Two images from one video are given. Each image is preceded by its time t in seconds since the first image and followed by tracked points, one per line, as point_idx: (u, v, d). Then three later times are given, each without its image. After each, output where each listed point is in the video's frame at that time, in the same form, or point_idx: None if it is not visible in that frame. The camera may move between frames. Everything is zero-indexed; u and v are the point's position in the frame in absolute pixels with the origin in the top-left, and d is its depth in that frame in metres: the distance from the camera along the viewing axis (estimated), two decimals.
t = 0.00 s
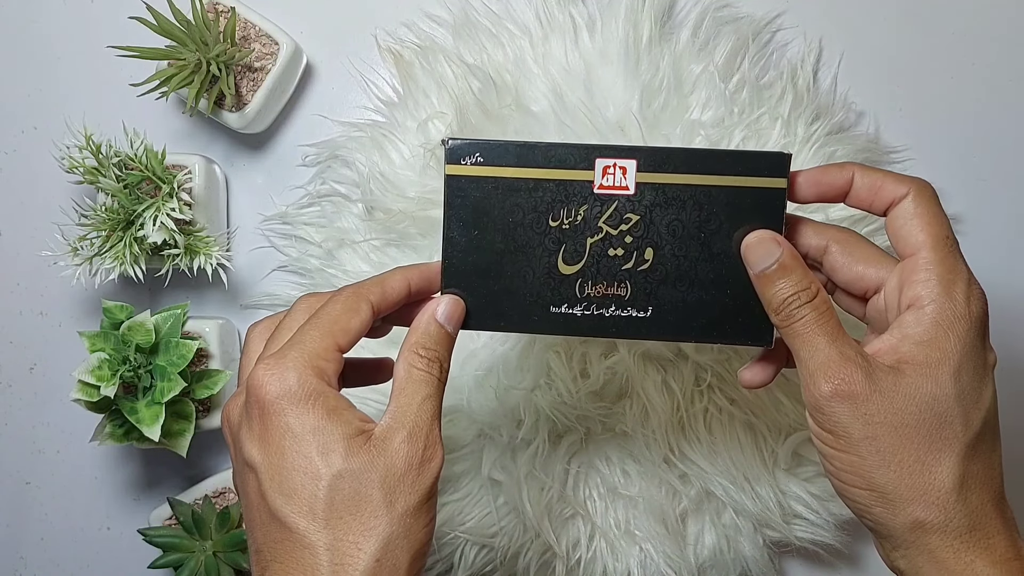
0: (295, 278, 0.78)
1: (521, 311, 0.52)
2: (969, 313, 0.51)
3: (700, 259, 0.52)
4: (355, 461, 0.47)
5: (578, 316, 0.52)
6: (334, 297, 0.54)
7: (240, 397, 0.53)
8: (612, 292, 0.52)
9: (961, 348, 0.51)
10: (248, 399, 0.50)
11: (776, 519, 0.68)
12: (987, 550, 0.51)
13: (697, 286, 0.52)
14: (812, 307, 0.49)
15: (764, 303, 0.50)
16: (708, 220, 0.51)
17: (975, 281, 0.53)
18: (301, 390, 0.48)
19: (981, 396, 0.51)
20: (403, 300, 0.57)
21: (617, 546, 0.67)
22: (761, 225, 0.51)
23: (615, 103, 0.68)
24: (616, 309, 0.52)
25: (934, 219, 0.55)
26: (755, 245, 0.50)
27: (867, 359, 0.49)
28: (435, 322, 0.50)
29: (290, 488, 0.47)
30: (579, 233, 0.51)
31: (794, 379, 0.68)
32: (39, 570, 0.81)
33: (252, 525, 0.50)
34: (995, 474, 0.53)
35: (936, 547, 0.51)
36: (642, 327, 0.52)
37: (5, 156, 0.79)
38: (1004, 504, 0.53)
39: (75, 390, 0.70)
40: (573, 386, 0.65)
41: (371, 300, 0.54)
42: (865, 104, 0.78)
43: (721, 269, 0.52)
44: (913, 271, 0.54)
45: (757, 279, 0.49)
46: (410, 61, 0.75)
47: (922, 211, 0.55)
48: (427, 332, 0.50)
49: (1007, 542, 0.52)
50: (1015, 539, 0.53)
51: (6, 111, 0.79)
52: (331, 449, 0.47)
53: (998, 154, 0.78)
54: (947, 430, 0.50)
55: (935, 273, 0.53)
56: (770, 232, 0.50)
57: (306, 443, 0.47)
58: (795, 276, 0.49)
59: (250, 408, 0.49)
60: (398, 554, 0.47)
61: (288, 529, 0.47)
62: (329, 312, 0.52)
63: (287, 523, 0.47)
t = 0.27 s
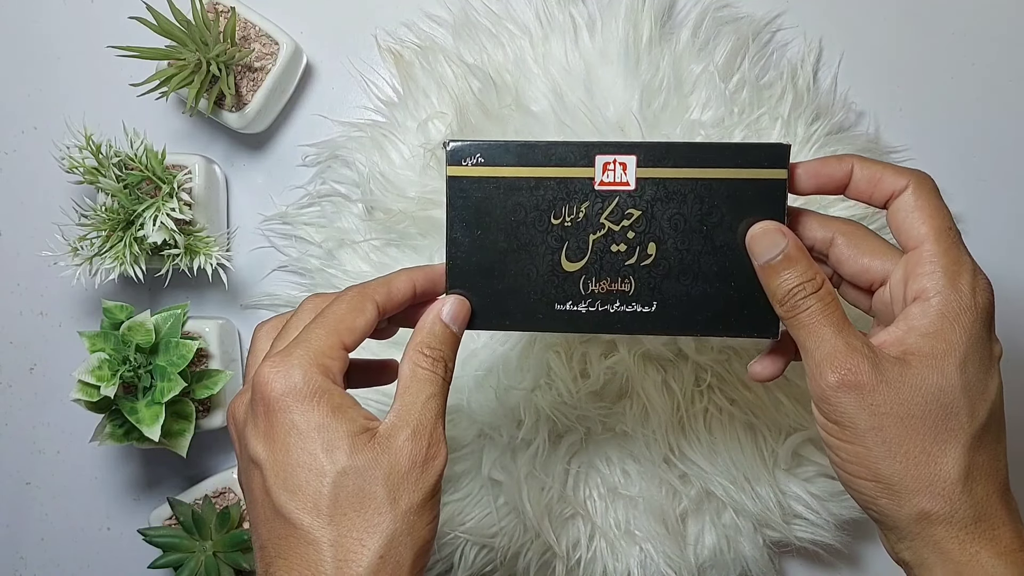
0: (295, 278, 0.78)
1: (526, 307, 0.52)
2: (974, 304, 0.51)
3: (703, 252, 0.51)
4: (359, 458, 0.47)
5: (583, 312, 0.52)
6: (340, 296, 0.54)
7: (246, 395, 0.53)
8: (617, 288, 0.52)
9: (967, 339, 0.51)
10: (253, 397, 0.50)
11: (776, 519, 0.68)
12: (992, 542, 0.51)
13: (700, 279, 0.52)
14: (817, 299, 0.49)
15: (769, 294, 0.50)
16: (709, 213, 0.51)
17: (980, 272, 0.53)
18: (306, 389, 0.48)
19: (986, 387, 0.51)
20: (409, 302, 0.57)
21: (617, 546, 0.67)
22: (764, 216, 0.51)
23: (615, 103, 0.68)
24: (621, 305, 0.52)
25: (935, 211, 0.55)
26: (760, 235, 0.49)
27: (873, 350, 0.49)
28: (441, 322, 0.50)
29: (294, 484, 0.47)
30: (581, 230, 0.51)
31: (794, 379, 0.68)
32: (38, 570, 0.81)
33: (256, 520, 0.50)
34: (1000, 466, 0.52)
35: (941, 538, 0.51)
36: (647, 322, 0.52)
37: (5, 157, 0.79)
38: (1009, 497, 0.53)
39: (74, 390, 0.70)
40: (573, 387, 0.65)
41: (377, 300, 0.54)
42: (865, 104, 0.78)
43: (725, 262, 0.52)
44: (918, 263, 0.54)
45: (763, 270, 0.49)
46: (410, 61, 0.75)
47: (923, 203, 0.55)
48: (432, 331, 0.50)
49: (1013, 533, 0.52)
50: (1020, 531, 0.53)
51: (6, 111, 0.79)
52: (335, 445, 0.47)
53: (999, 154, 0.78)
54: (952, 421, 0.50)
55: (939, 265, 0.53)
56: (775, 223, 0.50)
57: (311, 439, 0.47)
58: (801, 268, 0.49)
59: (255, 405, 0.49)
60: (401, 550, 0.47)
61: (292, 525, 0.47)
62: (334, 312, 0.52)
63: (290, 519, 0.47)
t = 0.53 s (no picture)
0: (295, 278, 0.78)
1: (526, 316, 0.52)
2: (971, 306, 0.52)
3: (697, 255, 0.52)
4: (361, 462, 0.47)
5: (584, 320, 0.52)
6: (344, 308, 0.54)
7: (251, 399, 0.53)
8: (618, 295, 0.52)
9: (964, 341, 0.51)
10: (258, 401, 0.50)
11: (776, 519, 0.68)
12: (989, 540, 0.51)
13: (696, 282, 0.52)
14: (816, 302, 0.49)
15: (765, 301, 0.50)
16: (702, 217, 0.51)
17: (975, 275, 0.54)
18: (309, 395, 0.48)
19: (983, 388, 0.51)
20: (411, 315, 0.57)
21: (617, 546, 0.67)
22: (757, 223, 0.51)
23: (615, 103, 0.68)
24: (621, 311, 0.52)
25: (924, 217, 0.55)
26: (756, 244, 0.50)
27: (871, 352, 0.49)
28: (445, 334, 0.50)
29: (296, 486, 0.47)
30: (578, 240, 0.51)
31: (794, 380, 0.68)
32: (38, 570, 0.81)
33: (257, 521, 0.50)
34: (998, 466, 0.52)
35: (939, 537, 0.51)
36: (647, 327, 0.52)
37: (5, 156, 0.79)
38: (1006, 496, 0.53)
39: (75, 390, 0.70)
40: (573, 387, 0.65)
41: (380, 312, 0.54)
42: (865, 104, 0.78)
43: (719, 265, 0.52)
44: (912, 271, 0.54)
45: (759, 278, 0.49)
46: (410, 61, 0.75)
47: (911, 208, 0.56)
48: (434, 342, 0.50)
49: (1010, 531, 0.52)
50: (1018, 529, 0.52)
51: (6, 111, 0.79)
52: (337, 449, 0.47)
53: (998, 154, 0.78)
54: (950, 423, 0.50)
55: (934, 268, 0.53)
56: (771, 231, 0.50)
57: (314, 443, 0.47)
58: (798, 275, 0.49)
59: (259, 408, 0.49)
60: (401, 553, 0.47)
61: (293, 527, 0.47)
62: (339, 321, 0.52)
63: (291, 520, 0.47)
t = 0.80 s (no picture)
0: (296, 278, 0.78)
1: (527, 321, 0.52)
2: (966, 308, 0.52)
3: (695, 260, 0.52)
4: (362, 464, 0.47)
5: (584, 325, 0.52)
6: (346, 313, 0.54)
7: (254, 403, 0.53)
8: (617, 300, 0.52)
9: (959, 343, 0.51)
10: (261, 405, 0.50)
11: (776, 519, 0.68)
12: (985, 540, 0.51)
13: (695, 286, 0.52)
14: (813, 304, 0.49)
15: (762, 304, 0.50)
16: (699, 221, 0.51)
17: (971, 277, 0.54)
18: (312, 399, 0.48)
19: (979, 389, 0.51)
20: (413, 321, 0.57)
21: (618, 547, 0.67)
22: (755, 228, 0.51)
23: (615, 103, 0.68)
24: (620, 315, 0.52)
25: (918, 220, 0.55)
26: (754, 247, 0.50)
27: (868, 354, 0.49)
28: (446, 340, 0.50)
29: (297, 488, 0.47)
30: (577, 246, 0.51)
31: (795, 380, 0.68)
32: (38, 570, 0.81)
33: (259, 524, 0.50)
34: (994, 466, 0.52)
35: (935, 537, 0.51)
36: (647, 331, 0.52)
37: (5, 156, 0.79)
38: (1003, 496, 0.53)
39: (75, 390, 0.70)
40: (573, 387, 0.65)
41: (382, 317, 0.54)
42: (865, 104, 0.78)
43: (717, 269, 0.52)
44: (907, 273, 0.54)
45: (756, 281, 0.50)
46: (410, 61, 0.75)
47: (905, 212, 0.56)
48: (435, 346, 0.50)
49: (1006, 531, 0.52)
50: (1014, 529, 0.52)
51: (6, 110, 0.79)
52: (339, 452, 0.47)
53: (998, 154, 0.78)
54: (946, 424, 0.50)
55: (929, 270, 0.53)
56: (768, 236, 0.50)
57: (315, 446, 0.47)
58: (795, 279, 0.49)
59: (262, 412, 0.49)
60: (401, 555, 0.47)
61: (295, 529, 0.47)
62: (341, 325, 0.52)
63: (293, 522, 0.47)
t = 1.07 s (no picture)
0: (295, 278, 0.78)
1: (528, 319, 0.52)
2: (967, 307, 0.52)
3: (696, 259, 0.52)
4: (362, 460, 0.47)
5: (584, 323, 0.52)
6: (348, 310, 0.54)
7: (255, 399, 0.53)
8: (617, 298, 0.52)
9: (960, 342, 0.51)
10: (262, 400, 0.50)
11: (776, 519, 0.68)
12: (987, 539, 0.51)
13: (695, 285, 0.52)
14: (813, 303, 0.49)
15: (763, 302, 0.50)
16: (700, 221, 0.51)
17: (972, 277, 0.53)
18: (313, 395, 0.48)
19: (980, 388, 0.51)
20: (414, 318, 0.57)
21: (617, 547, 0.67)
22: (756, 228, 0.51)
23: (615, 103, 0.68)
24: (620, 314, 0.52)
25: (919, 220, 0.55)
26: (754, 246, 0.50)
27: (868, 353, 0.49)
28: (447, 337, 0.50)
29: (297, 483, 0.47)
30: (578, 244, 0.51)
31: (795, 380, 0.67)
32: (38, 570, 0.80)
33: (258, 519, 0.50)
34: (995, 465, 0.52)
35: (936, 536, 0.51)
36: (647, 329, 0.52)
37: (5, 157, 0.79)
38: (1004, 495, 0.53)
39: (74, 390, 0.70)
40: (573, 387, 0.65)
41: (383, 314, 0.54)
42: (865, 104, 0.77)
43: (718, 269, 0.52)
44: (908, 273, 0.54)
45: (756, 280, 0.49)
46: (410, 61, 0.75)
47: (906, 212, 0.56)
48: (436, 343, 0.50)
49: (1007, 530, 0.52)
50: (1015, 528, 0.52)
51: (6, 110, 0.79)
52: (339, 448, 0.47)
53: (998, 154, 0.78)
54: (947, 422, 0.50)
55: (929, 271, 0.53)
56: (769, 235, 0.50)
57: (315, 441, 0.47)
58: (797, 277, 0.49)
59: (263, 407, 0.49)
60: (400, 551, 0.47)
61: (294, 525, 0.47)
62: (342, 322, 0.52)
63: (293, 518, 0.47)
